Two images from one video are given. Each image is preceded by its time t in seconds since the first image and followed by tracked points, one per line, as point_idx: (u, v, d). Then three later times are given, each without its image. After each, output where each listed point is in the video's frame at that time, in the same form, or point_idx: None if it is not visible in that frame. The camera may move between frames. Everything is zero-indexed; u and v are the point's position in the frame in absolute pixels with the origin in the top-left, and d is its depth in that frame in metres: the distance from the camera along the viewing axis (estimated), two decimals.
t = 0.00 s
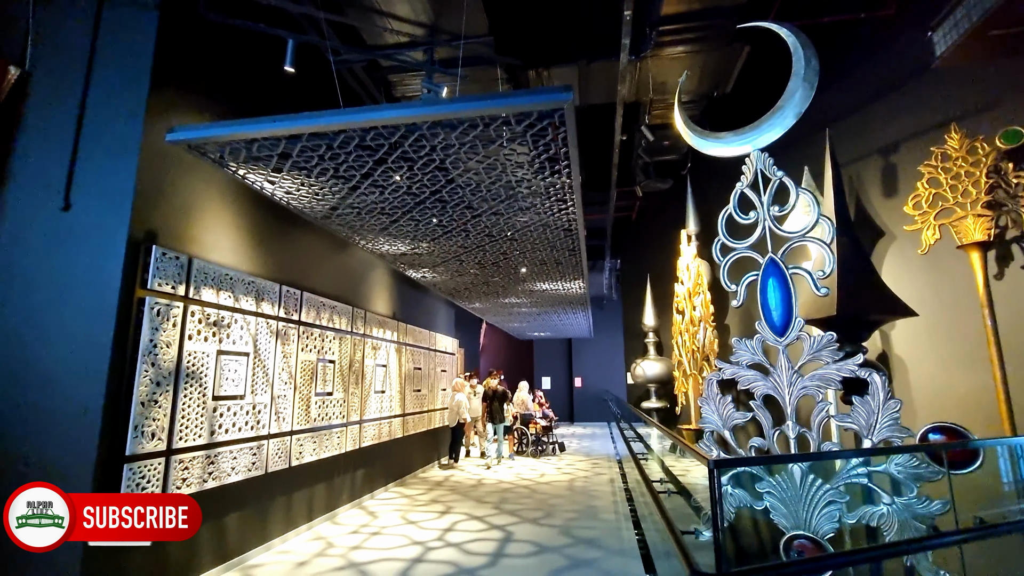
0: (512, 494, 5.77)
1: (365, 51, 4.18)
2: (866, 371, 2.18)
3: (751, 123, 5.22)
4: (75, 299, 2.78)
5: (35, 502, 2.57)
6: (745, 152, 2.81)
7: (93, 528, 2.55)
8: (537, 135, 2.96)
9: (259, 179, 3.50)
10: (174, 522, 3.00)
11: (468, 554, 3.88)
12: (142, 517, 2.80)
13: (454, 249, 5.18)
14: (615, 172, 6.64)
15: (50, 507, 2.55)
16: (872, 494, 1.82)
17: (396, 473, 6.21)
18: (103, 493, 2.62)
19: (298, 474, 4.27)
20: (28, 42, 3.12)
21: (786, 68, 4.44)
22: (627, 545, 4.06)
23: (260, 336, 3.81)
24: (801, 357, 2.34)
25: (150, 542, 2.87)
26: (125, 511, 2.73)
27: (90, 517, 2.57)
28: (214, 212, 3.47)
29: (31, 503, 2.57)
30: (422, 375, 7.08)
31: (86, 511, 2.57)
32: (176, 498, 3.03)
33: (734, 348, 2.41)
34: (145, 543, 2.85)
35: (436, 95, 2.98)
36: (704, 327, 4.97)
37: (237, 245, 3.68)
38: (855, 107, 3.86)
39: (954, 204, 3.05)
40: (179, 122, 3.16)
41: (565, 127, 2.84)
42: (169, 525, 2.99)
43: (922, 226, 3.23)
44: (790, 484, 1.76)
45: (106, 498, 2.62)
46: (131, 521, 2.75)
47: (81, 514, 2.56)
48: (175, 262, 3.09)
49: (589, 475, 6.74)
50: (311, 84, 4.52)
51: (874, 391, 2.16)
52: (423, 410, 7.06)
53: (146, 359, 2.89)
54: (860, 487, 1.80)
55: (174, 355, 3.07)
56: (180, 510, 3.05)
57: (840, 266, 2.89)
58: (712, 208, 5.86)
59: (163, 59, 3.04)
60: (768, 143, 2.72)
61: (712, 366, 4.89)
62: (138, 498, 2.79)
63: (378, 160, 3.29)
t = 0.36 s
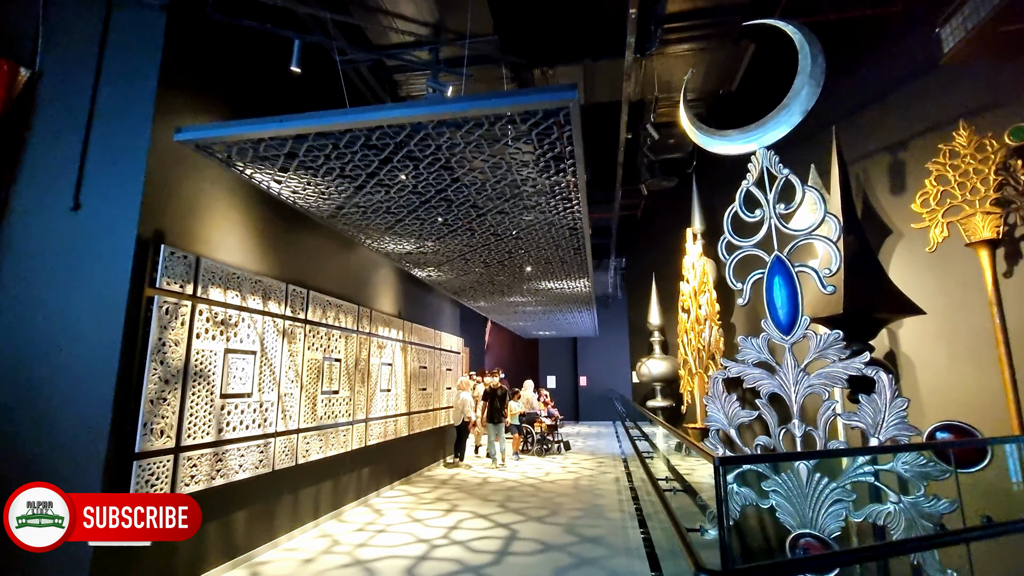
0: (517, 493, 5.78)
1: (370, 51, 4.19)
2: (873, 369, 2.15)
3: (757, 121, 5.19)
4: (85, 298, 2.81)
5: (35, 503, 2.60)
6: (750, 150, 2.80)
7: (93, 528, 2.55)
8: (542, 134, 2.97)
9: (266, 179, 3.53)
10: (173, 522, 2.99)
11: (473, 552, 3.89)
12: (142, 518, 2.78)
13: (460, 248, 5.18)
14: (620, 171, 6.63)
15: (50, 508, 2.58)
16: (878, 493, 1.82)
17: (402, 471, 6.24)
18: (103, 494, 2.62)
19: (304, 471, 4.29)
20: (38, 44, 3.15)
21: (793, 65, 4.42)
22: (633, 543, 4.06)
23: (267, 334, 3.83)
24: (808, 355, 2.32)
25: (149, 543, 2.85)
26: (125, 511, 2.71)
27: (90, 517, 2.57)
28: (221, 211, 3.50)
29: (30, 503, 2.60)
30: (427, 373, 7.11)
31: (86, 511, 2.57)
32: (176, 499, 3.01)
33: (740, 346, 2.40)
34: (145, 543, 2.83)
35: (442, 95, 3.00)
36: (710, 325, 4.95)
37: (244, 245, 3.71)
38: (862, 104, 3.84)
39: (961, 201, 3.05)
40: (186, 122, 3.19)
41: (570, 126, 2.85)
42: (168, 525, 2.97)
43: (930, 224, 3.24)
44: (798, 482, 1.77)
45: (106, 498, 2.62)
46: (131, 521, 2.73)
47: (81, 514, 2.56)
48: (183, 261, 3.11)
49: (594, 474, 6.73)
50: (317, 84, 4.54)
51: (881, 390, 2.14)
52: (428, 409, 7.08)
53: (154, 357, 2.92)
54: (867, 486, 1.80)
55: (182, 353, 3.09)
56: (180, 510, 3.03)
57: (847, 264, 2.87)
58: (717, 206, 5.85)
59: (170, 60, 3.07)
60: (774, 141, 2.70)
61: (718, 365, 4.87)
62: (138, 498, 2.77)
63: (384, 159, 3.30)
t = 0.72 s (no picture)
0: (527, 491, 5.79)
1: (380, 51, 4.20)
2: (888, 367, 2.10)
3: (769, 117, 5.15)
4: (103, 297, 2.86)
5: (35, 502, 2.62)
6: (762, 146, 2.76)
7: (93, 528, 2.60)
8: (552, 132, 2.96)
9: (278, 179, 3.56)
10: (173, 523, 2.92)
11: (484, 549, 3.90)
12: (143, 517, 2.74)
13: (469, 246, 5.19)
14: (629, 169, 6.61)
15: (50, 507, 2.62)
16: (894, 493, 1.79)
17: (412, 469, 6.27)
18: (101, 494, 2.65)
19: (316, 469, 4.33)
20: (54, 47, 3.20)
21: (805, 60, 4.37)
22: (644, 542, 4.05)
23: (279, 333, 3.87)
24: (820, 353, 2.29)
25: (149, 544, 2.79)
26: (125, 511, 2.68)
27: (90, 517, 2.61)
28: (234, 211, 3.54)
29: (30, 503, 2.62)
30: (437, 372, 7.13)
31: (86, 511, 2.62)
32: (176, 499, 2.94)
33: (751, 344, 2.38)
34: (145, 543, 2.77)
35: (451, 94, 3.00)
36: (721, 323, 4.92)
37: (256, 244, 3.75)
38: (875, 100, 3.79)
39: (979, 197, 3.00)
40: (200, 123, 3.23)
41: (579, 124, 2.84)
42: (168, 525, 2.91)
43: (946, 219, 3.19)
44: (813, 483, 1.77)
45: (105, 499, 2.64)
46: (131, 521, 2.69)
47: (81, 514, 2.62)
48: (196, 260, 3.15)
49: (604, 473, 6.72)
50: (328, 85, 4.57)
51: (895, 388, 2.11)
52: (438, 407, 7.12)
53: (169, 355, 2.96)
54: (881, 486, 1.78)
55: (196, 352, 3.14)
56: (180, 510, 2.96)
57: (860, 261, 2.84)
58: (728, 204, 5.81)
59: (184, 62, 3.11)
60: (786, 137, 2.67)
61: (729, 364, 4.84)
62: (137, 498, 2.73)
63: (394, 158, 3.32)
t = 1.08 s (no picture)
0: (545, 488, 5.80)
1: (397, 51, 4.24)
2: (913, 366, 2.05)
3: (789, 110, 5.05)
4: (131, 296, 2.95)
5: (35, 503, 2.71)
6: (783, 140, 2.71)
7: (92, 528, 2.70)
8: (568, 129, 2.96)
9: (297, 179, 3.62)
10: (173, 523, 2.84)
11: (501, 546, 3.92)
12: (143, 518, 2.72)
13: (486, 244, 5.21)
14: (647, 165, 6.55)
15: (50, 508, 2.71)
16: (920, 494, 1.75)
17: (430, 466, 6.32)
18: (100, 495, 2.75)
19: (336, 464, 4.40)
20: (83, 53, 3.30)
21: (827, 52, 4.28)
22: (662, 541, 4.02)
23: (300, 330, 3.94)
24: (843, 351, 2.25)
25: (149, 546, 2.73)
26: (125, 511, 2.71)
27: (89, 517, 2.71)
28: (255, 212, 3.61)
29: (30, 503, 2.70)
30: (454, 369, 7.18)
31: (86, 511, 2.73)
32: (176, 498, 2.87)
33: (772, 342, 2.34)
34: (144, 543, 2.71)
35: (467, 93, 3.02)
36: (741, 321, 4.85)
37: (277, 244, 3.82)
38: (900, 91, 3.69)
39: (1012, 190, 2.94)
40: (222, 125, 3.30)
41: (596, 120, 2.83)
42: (168, 525, 2.83)
43: (976, 213, 3.11)
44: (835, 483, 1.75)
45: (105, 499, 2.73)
46: (131, 521, 2.70)
47: (81, 514, 2.73)
48: (220, 260, 3.23)
49: (622, 471, 6.69)
50: (346, 85, 4.63)
51: (922, 387, 2.05)
52: (456, 404, 7.16)
53: (194, 352, 3.04)
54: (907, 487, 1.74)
55: (220, 349, 3.21)
56: (180, 510, 2.89)
57: (885, 257, 2.77)
58: (748, 199, 5.72)
59: (206, 66, 3.18)
60: (807, 131, 2.62)
61: (749, 362, 4.77)
62: (136, 497, 2.74)
63: (411, 158, 3.34)
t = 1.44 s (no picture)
0: (560, 485, 5.80)
1: (411, 49, 4.25)
2: (937, 361, 2.00)
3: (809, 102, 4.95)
4: (152, 294, 3.02)
5: (34, 503, 2.70)
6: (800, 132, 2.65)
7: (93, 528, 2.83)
8: (580, 124, 2.94)
9: (313, 178, 3.66)
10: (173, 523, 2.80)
11: (516, 542, 3.93)
12: (143, 518, 2.80)
13: (500, 241, 5.21)
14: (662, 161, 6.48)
15: (50, 507, 2.72)
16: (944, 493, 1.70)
17: (446, 462, 6.36)
18: (99, 495, 2.87)
19: (353, 460, 4.46)
20: (106, 57, 3.38)
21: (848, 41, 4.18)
22: (678, 539, 3.99)
23: (317, 327, 4.00)
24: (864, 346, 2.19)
25: (154, 545, 2.76)
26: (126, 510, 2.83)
27: (90, 517, 2.83)
28: (272, 211, 3.66)
29: (29, 503, 2.70)
30: (469, 367, 7.20)
31: (86, 511, 2.84)
32: (176, 498, 2.84)
33: (790, 337, 2.29)
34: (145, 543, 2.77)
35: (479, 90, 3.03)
36: (759, 317, 4.78)
37: (294, 242, 3.87)
38: (924, 80, 3.58)
39: None
40: (239, 126, 3.36)
41: (609, 114, 2.81)
42: (168, 525, 2.79)
43: (1002, 206, 2.99)
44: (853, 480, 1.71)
45: (104, 499, 2.87)
46: (131, 521, 2.80)
47: (81, 514, 2.83)
48: (238, 258, 3.29)
49: (638, 469, 6.65)
50: (361, 85, 4.67)
51: (946, 382, 1.99)
52: (471, 401, 7.19)
53: (214, 348, 3.10)
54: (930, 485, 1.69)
55: (239, 346, 3.27)
56: (180, 510, 2.84)
57: (908, 250, 2.70)
58: (766, 194, 5.63)
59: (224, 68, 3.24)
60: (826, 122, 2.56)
61: (768, 359, 4.69)
62: (134, 498, 2.85)
63: (425, 155, 3.36)
